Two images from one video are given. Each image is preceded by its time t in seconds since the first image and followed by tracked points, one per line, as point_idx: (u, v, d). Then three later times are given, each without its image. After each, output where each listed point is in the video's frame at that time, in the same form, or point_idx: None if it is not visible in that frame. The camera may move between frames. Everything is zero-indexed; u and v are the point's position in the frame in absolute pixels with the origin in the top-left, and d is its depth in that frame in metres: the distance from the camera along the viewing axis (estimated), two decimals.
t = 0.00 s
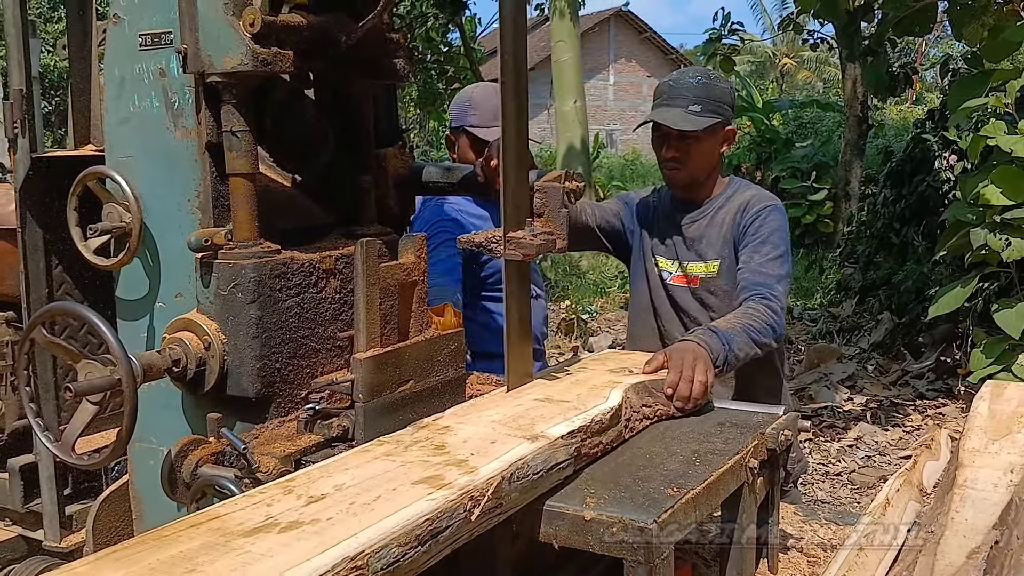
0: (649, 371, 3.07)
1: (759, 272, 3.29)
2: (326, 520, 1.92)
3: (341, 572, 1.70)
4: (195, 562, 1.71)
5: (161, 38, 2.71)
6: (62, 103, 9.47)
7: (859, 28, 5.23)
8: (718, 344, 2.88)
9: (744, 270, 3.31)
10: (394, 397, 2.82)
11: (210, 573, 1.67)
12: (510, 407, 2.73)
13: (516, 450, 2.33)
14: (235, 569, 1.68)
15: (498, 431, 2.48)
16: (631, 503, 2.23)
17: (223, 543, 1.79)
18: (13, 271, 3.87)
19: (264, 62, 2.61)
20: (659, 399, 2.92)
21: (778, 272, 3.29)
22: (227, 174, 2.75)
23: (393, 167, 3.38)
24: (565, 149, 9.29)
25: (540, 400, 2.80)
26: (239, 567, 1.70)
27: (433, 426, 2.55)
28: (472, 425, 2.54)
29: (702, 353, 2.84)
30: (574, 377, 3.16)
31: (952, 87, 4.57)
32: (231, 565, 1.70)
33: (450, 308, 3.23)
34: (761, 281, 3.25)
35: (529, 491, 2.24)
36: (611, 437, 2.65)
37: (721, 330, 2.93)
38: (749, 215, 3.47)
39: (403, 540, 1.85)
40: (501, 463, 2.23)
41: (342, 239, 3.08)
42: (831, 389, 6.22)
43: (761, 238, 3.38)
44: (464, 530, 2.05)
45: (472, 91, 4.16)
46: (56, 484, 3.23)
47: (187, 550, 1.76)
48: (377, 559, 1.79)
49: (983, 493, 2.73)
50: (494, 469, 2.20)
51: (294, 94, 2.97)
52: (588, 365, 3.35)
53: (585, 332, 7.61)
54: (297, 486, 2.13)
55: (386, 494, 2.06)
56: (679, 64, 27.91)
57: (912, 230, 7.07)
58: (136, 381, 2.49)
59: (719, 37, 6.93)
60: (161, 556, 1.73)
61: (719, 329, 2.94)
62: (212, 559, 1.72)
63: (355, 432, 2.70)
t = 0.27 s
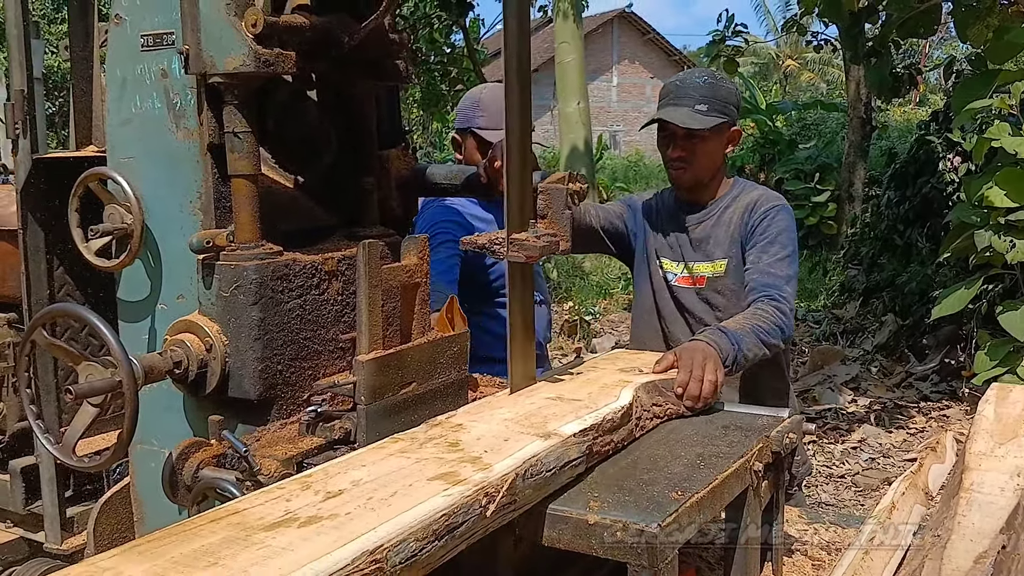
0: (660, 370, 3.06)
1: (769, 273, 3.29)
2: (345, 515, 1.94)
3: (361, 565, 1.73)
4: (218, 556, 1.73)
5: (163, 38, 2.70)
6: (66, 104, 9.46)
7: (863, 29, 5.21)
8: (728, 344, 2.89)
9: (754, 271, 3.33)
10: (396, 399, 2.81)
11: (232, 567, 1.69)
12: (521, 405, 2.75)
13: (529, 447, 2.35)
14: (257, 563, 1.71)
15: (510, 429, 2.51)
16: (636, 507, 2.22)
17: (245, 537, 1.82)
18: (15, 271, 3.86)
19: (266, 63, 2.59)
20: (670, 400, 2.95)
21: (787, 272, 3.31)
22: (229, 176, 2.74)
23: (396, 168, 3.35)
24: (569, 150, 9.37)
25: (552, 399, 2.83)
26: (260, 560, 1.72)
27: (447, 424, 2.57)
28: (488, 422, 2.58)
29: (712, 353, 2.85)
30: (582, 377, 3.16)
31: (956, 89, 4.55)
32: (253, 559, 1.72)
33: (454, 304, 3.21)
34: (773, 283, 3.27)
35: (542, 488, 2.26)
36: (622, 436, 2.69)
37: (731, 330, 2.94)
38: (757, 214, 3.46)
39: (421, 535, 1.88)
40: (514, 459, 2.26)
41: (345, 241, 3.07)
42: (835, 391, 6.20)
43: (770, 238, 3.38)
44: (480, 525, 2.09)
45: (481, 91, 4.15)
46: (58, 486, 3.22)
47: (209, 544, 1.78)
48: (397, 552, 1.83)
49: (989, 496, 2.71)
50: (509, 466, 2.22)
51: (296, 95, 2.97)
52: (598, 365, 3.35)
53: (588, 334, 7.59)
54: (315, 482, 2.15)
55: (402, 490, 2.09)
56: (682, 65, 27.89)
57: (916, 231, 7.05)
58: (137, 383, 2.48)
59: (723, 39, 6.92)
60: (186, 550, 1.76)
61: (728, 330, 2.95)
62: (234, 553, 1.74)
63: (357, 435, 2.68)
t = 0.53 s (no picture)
0: (666, 372, 3.10)
1: (773, 275, 3.29)
2: (356, 512, 1.95)
3: (372, 560, 1.74)
4: (232, 551, 1.73)
5: (162, 39, 2.69)
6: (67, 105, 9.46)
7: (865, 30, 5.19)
8: (733, 345, 2.94)
9: (758, 275, 3.31)
10: (395, 401, 2.79)
11: (246, 561, 1.69)
12: (528, 406, 2.75)
13: (536, 447, 2.37)
14: (271, 557, 1.72)
15: (519, 428, 2.52)
16: (637, 511, 2.20)
17: (257, 533, 1.82)
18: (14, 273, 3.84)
19: (265, 64, 2.59)
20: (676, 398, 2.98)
21: (792, 274, 3.30)
22: (228, 177, 2.73)
23: (397, 169, 3.31)
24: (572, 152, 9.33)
25: (559, 399, 2.85)
26: (274, 555, 1.72)
27: (455, 423, 2.58)
28: (497, 421, 2.59)
29: (717, 353, 2.91)
30: (586, 378, 3.15)
31: (957, 91, 4.54)
32: (266, 554, 1.73)
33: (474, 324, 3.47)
34: (777, 284, 3.26)
35: (551, 486, 2.29)
36: (628, 436, 2.70)
37: (737, 330, 2.99)
38: (761, 215, 3.45)
39: (431, 532, 1.89)
40: (522, 458, 2.27)
41: (344, 243, 3.06)
42: (837, 393, 6.18)
43: (774, 239, 3.37)
44: (489, 522, 2.10)
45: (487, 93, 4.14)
46: (55, 488, 3.20)
47: (223, 539, 1.79)
48: (407, 548, 1.83)
49: (992, 500, 2.69)
50: (517, 464, 2.23)
51: (297, 96, 2.93)
52: (604, 366, 3.34)
53: (589, 336, 7.58)
54: (325, 480, 2.16)
55: (412, 488, 2.10)
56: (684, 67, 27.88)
57: (918, 233, 7.02)
58: (135, 385, 2.47)
59: (725, 41, 6.90)
60: (200, 545, 1.77)
61: (734, 330, 2.99)
62: (248, 547, 1.74)
63: (356, 437, 2.68)
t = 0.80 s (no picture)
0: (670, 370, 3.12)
1: (778, 277, 3.30)
2: (368, 504, 2.00)
3: (384, 552, 1.78)
4: (247, 542, 1.79)
5: (161, 38, 2.68)
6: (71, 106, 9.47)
7: (867, 31, 5.18)
8: (738, 344, 2.97)
9: (763, 276, 3.33)
10: (393, 402, 2.78)
11: (261, 552, 1.74)
12: (535, 403, 2.77)
13: (544, 442, 2.39)
14: (286, 548, 1.76)
15: (527, 424, 2.55)
16: (635, 511, 2.20)
17: (271, 525, 1.87)
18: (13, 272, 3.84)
19: (264, 63, 2.58)
20: (681, 397, 3.02)
21: (796, 276, 3.32)
22: (227, 176, 2.72)
23: (396, 169, 3.30)
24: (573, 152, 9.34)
25: (565, 396, 2.88)
26: (288, 547, 1.77)
27: (463, 419, 2.61)
28: (504, 418, 2.62)
29: (722, 351, 2.93)
30: (590, 377, 3.15)
31: (958, 92, 4.52)
32: (281, 545, 1.78)
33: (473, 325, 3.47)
34: (782, 284, 3.27)
35: (558, 481, 2.31)
36: (633, 434, 2.73)
37: (742, 330, 3.03)
38: (766, 214, 3.45)
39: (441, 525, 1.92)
40: (530, 453, 2.30)
41: (344, 242, 3.05)
42: (838, 395, 6.17)
43: (778, 240, 3.38)
44: (497, 516, 2.12)
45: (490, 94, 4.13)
46: (53, 488, 3.20)
47: (239, 531, 1.83)
48: (419, 541, 1.87)
49: (993, 502, 2.67)
50: (525, 459, 2.26)
51: (296, 95, 2.93)
52: (609, 364, 3.34)
53: (590, 337, 7.57)
54: (337, 473, 2.21)
55: (422, 482, 2.14)
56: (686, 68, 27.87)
57: (919, 235, 7.01)
58: (132, 385, 2.46)
59: (726, 42, 6.89)
60: (216, 536, 1.82)
61: (738, 330, 3.03)
62: (263, 539, 1.80)
63: (354, 437, 2.67)
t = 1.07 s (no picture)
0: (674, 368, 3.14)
1: (781, 278, 3.32)
2: (380, 497, 2.02)
3: (397, 544, 1.81)
4: (262, 534, 1.82)
5: (159, 37, 2.67)
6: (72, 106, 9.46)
7: (867, 31, 5.17)
8: (741, 343, 2.99)
9: (766, 276, 3.35)
10: (391, 402, 2.77)
11: (277, 543, 1.78)
12: (542, 400, 2.80)
13: (551, 438, 2.41)
14: (300, 540, 1.79)
15: (533, 421, 2.56)
16: (633, 512, 2.20)
17: (285, 517, 1.91)
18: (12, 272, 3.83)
19: (262, 63, 2.57)
20: (685, 394, 3.04)
21: (799, 278, 3.35)
22: (225, 176, 2.71)
23: (395, 170, 3.30)
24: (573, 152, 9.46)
25: (571, 393, 2.89)
26: (303, 538, 1.80)
27: (472, 415, 2.64)
28: (511, 414, 2.63)
29: (726, 349, 2.96)
30: (593, 375, 3.16)
31: (959, 93, 4.53)
32: (296, 536, 1.81)
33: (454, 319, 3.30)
34: (785, 286, 3.29)
35: (565, 476, 2.33)
36: (638, 431, 2.75)
37: (745, 329, 3.05)
38: (770, 215, 3.46)
39: (452, 518, 1.94)
40: (538, 448, 2.32)
41: (342, 242, 3.04)
42: (838, 395, 6.17)
43: (782, 240, 3.40)
44: (506, 510, 2.14)
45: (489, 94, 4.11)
46: (51, 487, 3.20)
47: (254, 523, 1.87)
48: (430, 533, 1.90)
49: (992, 503, 2.67)
50: (533, 455, 2.28)
51: (294, 95, 2.94)
52: (613, 362, 3.35)
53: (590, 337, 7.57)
54: (348, 467, 2.23)
55: (433, 476, 2.16)
56: (687, 68, 27.86)
57: (919, 235, 7.00)
58: (129, 385, 2.46)
59: (728, 43, 6.89)
60: (233, 528, 1.85)
61: (741, 330, 3.05)
62: (279, 530, 1.83)
63: (352, 438, 2.66)
